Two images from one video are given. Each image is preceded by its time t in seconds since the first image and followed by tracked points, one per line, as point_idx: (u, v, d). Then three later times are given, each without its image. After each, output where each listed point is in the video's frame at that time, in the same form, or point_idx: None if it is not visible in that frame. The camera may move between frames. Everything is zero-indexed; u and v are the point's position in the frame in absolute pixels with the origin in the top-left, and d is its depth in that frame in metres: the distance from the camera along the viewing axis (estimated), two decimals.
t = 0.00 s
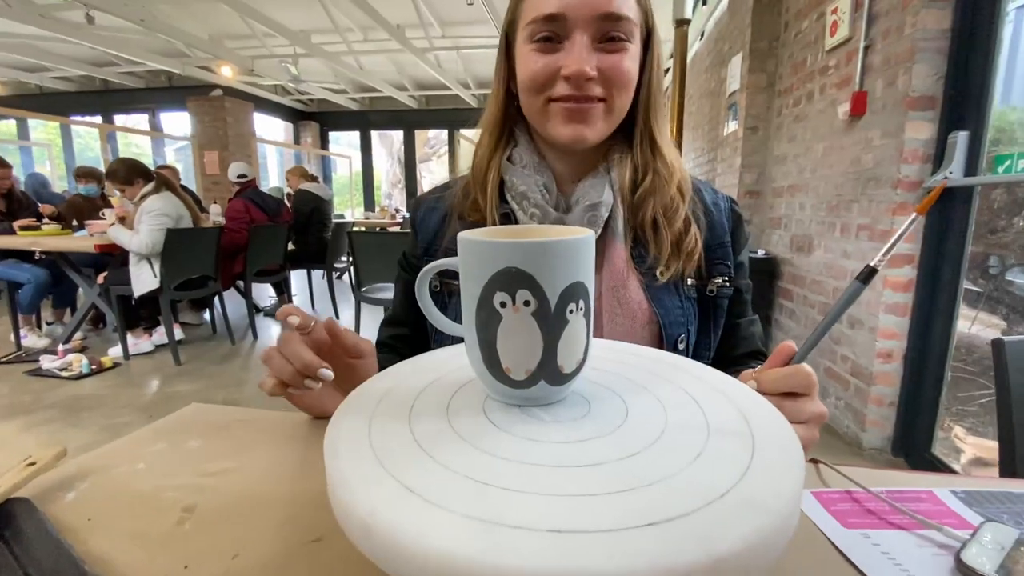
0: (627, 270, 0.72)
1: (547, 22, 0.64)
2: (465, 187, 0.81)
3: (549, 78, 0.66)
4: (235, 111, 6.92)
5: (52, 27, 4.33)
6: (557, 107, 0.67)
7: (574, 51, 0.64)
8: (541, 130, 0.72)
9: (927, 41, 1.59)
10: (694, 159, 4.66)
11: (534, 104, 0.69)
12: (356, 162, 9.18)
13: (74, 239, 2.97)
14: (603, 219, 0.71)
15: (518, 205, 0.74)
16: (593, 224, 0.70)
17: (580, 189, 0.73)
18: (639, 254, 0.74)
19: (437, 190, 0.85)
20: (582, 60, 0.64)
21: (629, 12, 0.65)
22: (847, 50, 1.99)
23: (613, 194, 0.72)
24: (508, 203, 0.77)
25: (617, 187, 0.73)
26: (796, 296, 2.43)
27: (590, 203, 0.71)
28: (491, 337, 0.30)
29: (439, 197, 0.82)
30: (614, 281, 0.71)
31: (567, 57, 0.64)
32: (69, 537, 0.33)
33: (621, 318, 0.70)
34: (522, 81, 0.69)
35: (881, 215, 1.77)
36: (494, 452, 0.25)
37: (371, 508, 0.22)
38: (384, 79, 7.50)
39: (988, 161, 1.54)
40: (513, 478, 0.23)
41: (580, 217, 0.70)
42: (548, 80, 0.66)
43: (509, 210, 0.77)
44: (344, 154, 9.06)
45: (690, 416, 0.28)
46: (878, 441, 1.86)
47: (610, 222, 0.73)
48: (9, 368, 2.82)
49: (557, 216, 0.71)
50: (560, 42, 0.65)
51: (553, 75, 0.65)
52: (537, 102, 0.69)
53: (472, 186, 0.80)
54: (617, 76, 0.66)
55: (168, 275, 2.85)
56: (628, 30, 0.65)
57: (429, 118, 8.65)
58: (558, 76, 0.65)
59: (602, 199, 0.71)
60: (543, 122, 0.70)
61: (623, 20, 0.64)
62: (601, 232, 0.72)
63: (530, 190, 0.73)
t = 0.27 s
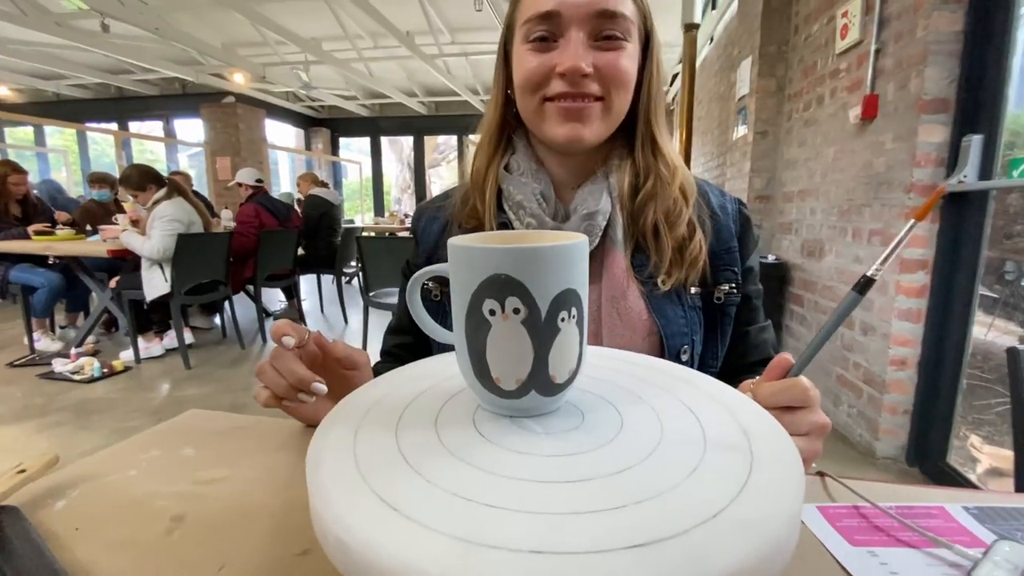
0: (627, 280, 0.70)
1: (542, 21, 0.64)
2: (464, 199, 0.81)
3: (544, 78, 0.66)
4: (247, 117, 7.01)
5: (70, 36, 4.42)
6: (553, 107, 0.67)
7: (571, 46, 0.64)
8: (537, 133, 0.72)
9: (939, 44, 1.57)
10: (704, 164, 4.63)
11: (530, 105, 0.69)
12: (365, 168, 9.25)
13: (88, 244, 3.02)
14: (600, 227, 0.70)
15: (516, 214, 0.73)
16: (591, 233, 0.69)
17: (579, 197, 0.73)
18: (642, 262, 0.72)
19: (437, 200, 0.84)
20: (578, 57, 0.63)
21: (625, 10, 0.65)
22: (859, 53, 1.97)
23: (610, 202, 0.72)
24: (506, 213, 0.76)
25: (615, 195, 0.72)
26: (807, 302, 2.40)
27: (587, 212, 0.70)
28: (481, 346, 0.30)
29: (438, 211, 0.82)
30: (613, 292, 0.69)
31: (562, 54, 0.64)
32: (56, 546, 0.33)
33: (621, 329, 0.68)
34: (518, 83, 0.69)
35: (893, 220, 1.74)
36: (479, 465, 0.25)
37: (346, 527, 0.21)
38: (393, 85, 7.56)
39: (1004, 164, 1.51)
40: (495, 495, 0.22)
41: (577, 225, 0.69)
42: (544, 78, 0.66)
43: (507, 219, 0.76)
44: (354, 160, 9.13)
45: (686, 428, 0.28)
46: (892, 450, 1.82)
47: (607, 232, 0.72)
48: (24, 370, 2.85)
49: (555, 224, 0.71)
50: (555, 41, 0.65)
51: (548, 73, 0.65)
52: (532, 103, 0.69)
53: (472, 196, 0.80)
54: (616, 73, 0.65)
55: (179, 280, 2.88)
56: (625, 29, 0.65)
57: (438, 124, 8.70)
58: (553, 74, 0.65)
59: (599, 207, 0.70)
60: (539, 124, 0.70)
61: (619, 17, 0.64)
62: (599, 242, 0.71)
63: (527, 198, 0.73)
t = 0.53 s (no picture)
0: (635, 284, 0.70)
1: (544, 25, 0.65)
2: (468, 201, 0.81)
3: (546, 82, 0.66)
4: (260, 124, 7.10)
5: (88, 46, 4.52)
6: (556, 112, 0.67)
7: (574, 49, 0.64)
8: (540, 137, 0.72)
9: (951, 45, 1.55)
10: (714, 167, 4.60)
11: (533, 109, 0.69)
12: (376, 173, 9.33)
13: (103, 249, 3.07)
14: (605, 232, 0.70)
15: (520, 216, 0.73)
16: (595, 240, 0.70)
17: (583, 201, 0.73)
18: (647, 266, 0.72)
19: (439, 203, 0.86)
20: (580, 60, 0.64)
21: (628, 12, 0.65)
22: (870, 55, 1.95)
23: (616, 205, 0.72)
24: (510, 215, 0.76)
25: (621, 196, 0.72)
26: (819, 306, 2.37)
27: (591, 215, 0.70)
28: (474, 348, 0.30)
29: (441, 209, 0.84)
30: (620, 296, 0.69)
31: (564, 57, 0.64)
32: (58, 544, 0.34)
33: (630, 333, 0.68)
34: (520, 87, 0.69)
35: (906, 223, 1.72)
36: (468, 466, 0.25)
37: (334, 525, 0.21)
38: (403, 92, 7.63)
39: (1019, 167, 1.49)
40: (484, 494, 0.22)
41: (582, 231, 0.70)
42: (546, 82, 0.66)
43: (511, 221, 0.76)
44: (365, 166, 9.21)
45: (678, 431, 0.28)
46: (906, 457, 1.79)
47: (614, 234, 0.72)
48: (40, 373, 2.91)
49: (559, 227, 0.72)
50: (557, 45, 0.65)
51: (551, 77, 0.65)
52: (535, 107, 0.69)
53: (475, 199, 0.80)
54: (619, 75, 0.65)
55: (191, 285, 2.92)
56: (627, 31, 0.66)
57: (447, 129, 8.74)
58: (556, 78, 0.65)
59: (604, 211, 0.71)
60: (542, 127, 0.70)
61: (621, 20, 0.64)
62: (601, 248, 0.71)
63: (531, 201, 0.73)
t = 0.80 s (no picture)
0: (624, 286, 0.68)
1: (535, 39, 0.66)
2: (464, 202, 0.81)
3: (538, 92, 0.67)
4: (270, 131, 7.20)
5: (104, 56, 4.62)
6: (547, 124, 0.68)
7: (563, 62, 0.65)
8: (533, 145, 0.72)
9: (956, 47, 1.54)
10: (722, 171, 4.58)
11: (526, 120, 0.70)
12: (385, 178, 9.40)
13: (117, 254, 3.13)
14: (594, 234, 0.69)
15: (514, 217, 0.74)
16: (582, 242, 0.69)
17: (576, 204, 0.73)
18: (640, 269, 0.71)
19: (440, 195, 0.85)
20: (570, 70, 0.65)
21: (618, 24, 0.66)
22: (876, 57, 1.94)
23: (607, 209, 0.71)
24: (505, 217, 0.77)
25: (613, 200, 0.71)
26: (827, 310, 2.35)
27: (582, 216, 0.70)
28: (448, 353, 0.30)
29: (441, 198, 0.83)
30: (608, 298, 0.67)
31: (555, 68, 0.65)
32: (54, 540, 0.35)
33: (615, 335, 0.66)
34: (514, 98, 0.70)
35: (914, 226, 1.70)
36: (438, 467, 0.26)
37: (300, 522, 0.22)
38: (411, 98, 7.69)
39: None
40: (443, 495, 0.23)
41: (572, 231, 0.69)
42: (538, 92, 0.67)
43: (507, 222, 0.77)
44: (374, 171, 9.29)
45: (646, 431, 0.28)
46: (916, 463, 1.76)
47: (605, 234, 0.71)
48: (55, 377, 2.96)
49: (551, 228, 0.71)
50: (548, 57, 0.66)
51: (542, 90, 0.66)
52: (528, 119, 0.70)
53: (470, 201, 0.80)
54: (609, 87, 0.66)
55: (201, 290, 2.98)
56: (617, 43, 0.66)
57: (455, 134, 8.79)
58: (547, 91, 0.66)
59: (595, 213, 0.70)
60: (534, 138, 0.71)
61: (610, 32, 0.65)
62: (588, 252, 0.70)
63: (526, 203, 0.73)
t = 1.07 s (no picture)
0: (630, 288, 0.67)
1: (540, 41, 0.62)
2: (469, 204, 0.78)
3: (541, 94, 0.62)
4: (281, 137, 7.30)
5: (119, 66, 4.72)
6: (551, 126, 0.63)
7: (567, 63, 0.61)
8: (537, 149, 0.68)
9: (963, 49, 1.53)
10: (729, 174, 4.57)
11: (529, 124, 0.66)
12: (393, 184, 9.48)
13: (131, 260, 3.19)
14: (603, 237, 0.68)
15: (522, 220, 0.71)
16: (590, 246, 0.67)
17: (582, 207, 0.71)
18: (645, 272, 0.70)
19: (445, 194, 0.82)
20: (574, 72, 0.61)
21: (622, 28, 0.63)
22: (882, 59, 1.93)
23: (613, 212, 0.69)
24: (512, 219, 0.74)
25: (618, 205, 0.70)
26: (835, 314, 2.33)
27: (590, 219, 0.68)
28: (436, 356, 0.32)
29: (446, 198, 0.80)
30: (614, 301, 0.67)
31: (559, 70, 0.61)
32: (64, 535, 0.36)
33: (622, 338, 0.65)
34: (518, 101, 0.66)
35: (922, 229, 1.69)
36: (426, 465, 0.27)
37: (292, 520, 0.23)
38: (419, 103, 7.75)
39: None
40: (428, 492, 0.24)
41: (580, 234, 0.67)
42: (541, 94, 0.63)
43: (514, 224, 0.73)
44: (383, 176, 9.37)
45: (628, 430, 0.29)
46: (926, 469, 1.74)
47: (612, 238, 0.69)
48: (70, 380, 3.02)
49: (558, 231, 0.69)
50: (552, 60, 0.62)
51: (545, 92, 0.62)
52: (531, 122, 0.65)
53: (475, 204, 0.77)
54: (614, 90, 0.62)
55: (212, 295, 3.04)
56: (622, 46, 0.63)
57: (463, 139, 8.85)
58: (551, 92, 0.61)
59: (602, 217, 0.68)
60: (537, 142, 0.67)
61: (614, 35, 0.62)
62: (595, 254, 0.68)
63: (533, 205, 0.71)
